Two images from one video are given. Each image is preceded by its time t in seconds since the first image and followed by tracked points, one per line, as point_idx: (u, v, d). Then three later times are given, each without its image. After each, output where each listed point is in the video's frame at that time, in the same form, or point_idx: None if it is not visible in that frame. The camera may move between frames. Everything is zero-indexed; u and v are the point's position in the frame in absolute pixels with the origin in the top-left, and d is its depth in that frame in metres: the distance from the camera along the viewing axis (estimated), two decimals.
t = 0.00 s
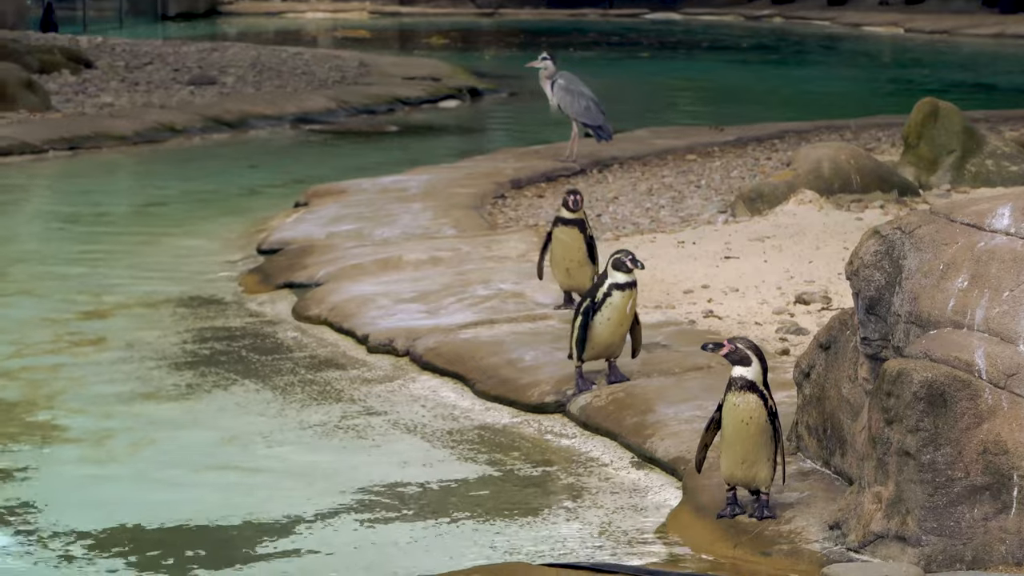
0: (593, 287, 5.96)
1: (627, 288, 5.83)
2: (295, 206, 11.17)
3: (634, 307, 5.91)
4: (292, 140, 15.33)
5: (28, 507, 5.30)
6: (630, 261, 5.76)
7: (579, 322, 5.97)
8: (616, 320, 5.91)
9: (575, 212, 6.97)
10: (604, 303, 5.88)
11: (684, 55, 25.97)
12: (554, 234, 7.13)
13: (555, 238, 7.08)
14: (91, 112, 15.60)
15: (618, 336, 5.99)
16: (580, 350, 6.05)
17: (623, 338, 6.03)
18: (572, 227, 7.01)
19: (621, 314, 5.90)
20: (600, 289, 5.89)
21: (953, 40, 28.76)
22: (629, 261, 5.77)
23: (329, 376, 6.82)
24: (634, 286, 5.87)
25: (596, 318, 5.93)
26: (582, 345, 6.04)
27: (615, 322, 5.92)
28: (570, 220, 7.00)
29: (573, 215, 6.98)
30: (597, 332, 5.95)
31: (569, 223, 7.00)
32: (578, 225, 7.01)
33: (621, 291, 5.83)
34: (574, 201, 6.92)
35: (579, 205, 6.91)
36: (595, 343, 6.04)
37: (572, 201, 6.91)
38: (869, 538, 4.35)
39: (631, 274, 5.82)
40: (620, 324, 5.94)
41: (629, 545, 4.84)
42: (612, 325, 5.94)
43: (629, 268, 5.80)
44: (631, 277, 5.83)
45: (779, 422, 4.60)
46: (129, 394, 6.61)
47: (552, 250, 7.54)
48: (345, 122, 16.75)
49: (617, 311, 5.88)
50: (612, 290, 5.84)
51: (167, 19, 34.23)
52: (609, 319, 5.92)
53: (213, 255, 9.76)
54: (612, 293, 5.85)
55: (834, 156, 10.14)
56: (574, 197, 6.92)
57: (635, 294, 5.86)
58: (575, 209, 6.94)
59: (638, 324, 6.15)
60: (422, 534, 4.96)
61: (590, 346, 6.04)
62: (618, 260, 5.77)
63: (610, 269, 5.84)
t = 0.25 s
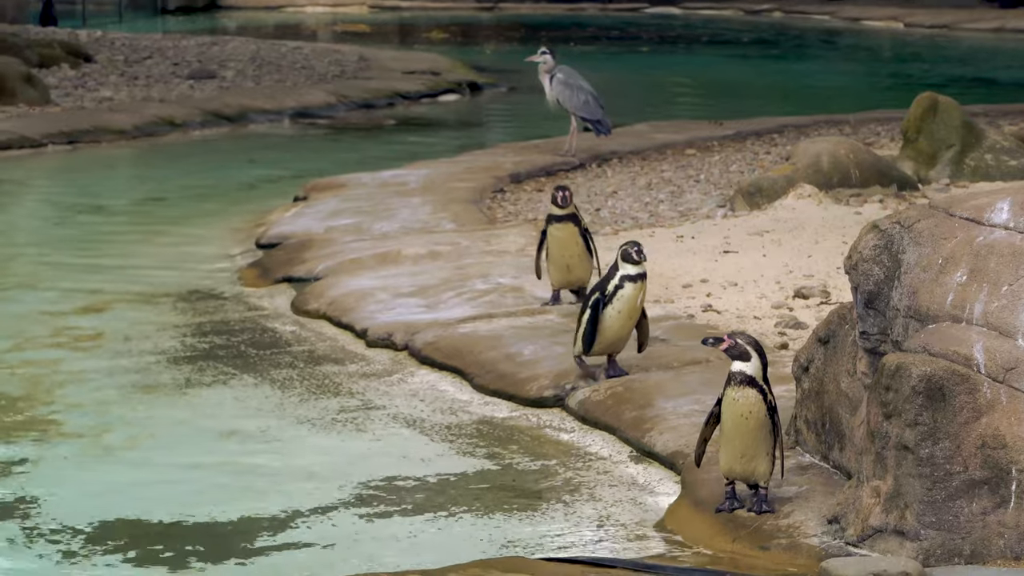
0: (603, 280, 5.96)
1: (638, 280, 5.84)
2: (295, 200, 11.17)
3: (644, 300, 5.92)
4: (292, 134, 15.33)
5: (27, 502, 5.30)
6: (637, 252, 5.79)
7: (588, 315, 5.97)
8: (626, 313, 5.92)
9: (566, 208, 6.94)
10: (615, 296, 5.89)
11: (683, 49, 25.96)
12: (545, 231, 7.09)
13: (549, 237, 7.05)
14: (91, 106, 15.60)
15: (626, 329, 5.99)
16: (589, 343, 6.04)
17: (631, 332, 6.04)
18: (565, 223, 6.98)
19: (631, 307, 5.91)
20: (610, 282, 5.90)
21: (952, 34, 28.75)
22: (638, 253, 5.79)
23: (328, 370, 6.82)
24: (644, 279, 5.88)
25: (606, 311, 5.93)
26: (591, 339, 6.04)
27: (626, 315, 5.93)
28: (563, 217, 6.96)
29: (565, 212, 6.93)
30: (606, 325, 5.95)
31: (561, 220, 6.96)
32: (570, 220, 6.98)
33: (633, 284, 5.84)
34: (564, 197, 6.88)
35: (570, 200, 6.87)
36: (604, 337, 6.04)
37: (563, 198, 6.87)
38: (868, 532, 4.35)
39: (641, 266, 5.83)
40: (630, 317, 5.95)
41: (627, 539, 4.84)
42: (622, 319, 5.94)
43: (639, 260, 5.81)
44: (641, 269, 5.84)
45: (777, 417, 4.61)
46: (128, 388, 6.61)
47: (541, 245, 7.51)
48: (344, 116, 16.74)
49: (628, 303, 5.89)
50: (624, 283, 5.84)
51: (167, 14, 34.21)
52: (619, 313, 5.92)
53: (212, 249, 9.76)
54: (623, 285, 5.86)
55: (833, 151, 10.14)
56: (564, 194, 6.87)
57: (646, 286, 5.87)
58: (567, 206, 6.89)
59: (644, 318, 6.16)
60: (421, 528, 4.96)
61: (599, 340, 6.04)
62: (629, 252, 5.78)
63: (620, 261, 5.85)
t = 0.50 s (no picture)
0: (596, 279, 5.95)
1: (631, 273, 5.82)
2: (288, 196, 11.16)
3: (641, 290, 5.91)
4: (285, 130, 15.31)
5: (19, 497, 5.29)
6: (621, 245, 5.74)
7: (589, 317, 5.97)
8: (626, 307, 5.91)
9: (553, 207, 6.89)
10: (612, 293, 5.87)
11: (677, 46, 25.95)
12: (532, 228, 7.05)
13: (533, 232, 7.00)
14: (84, 102, 15.56)
15: (629, 322, 5.98)
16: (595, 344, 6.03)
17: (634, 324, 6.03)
18: (552, 221, 6.93)
19: (629, 300, 5.90)
20: (604, 280, 5.88)
21: (946, 31, 28.79)
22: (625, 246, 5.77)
23: (321, 366, 6.82)
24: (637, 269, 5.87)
25: (606, 309, 5.92)
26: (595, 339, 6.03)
27: (626, 310, 5.91)
28: (549, 215, 6.92)
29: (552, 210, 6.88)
30: (609, 324, 5.93)
31: (548, 218, 6.92)
32: (557, 219, 6.93)
33: (627, 278, 5.83)
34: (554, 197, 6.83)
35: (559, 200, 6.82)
36: (607, 335, 6.02)
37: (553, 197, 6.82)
38: (861, 529, 4.36)
39: (630, 258, 5.81)
40: (631, 310, 5.94)
41: (621, 535, 4.83)
42: (623, 314, 5.93)
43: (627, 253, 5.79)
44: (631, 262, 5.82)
45: (771, 413, 4.60)
46: (121, 384, 6.59)
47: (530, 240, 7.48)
48: (338, 112, 16.72)
49: (625, 297, 5.88)
50: (617, 278, 5.83)
51: (161, 10, 34.15)
52: (619, 308, 5.91)
53: (206, 245, 9.74)
54: (618, 280, 5.84)
55: (827, 147, 10.12)
56: (555, 192, 6.83)
57: (639, 278, 5.86)
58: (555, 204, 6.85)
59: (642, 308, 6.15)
60: (415, 524, 4.95)
61: (604, 339, 6.02)
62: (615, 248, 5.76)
63: (608, 258, 5.83)
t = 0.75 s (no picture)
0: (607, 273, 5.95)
1: (637, 272, 5.80)
2: (283, 193, 11.15)
3: (647, 292, 5.87)
4: (280, 127, 15.29)
5: (14, 494, 5.28)
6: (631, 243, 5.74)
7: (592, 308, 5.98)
8: (628, 305, 5.89)
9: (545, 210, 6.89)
10: (616, 288, 5.86)
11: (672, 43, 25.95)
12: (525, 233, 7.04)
13: (527, 237, 7.00)
14: (79, 98, 15.53)
15: (631, 322, 5.96)
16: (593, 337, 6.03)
17: (639, 326, 5.99)
18: (544, 223, 6.93)
19: (633, 299, 5.88)
20: (612, 275, 5.88)
21: (940, 29, 28.80)
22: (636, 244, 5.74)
23: (315, 363, 6.81)
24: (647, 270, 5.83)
25: (609, 304, 5.92)
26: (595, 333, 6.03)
27: (628, 308, 5.90)
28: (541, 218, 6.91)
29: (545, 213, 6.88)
30: (608, 319, 5.94)
31: (540, 220, 6.92)
32: (549, 221, 6.93)
33: (632, 276, 5.81)
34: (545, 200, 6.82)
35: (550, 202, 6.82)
36: (608, 331, 6.01)
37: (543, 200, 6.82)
38: (855, 527, 4.36)
39: (640, 257, 5.79)
40: (634, 309, 5.91)
41: (615, 533, 4.83)
42: (624, 312, 5.92)
43: (634, 251, 5.77)
44: (641, 262, 5.80)
45: (766, 413, 4.61)
46: (116, 381, 6.58)
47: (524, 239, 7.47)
48: (333, 109, 16.71)
49: (628, 296, 5.87)
50: (623, 274, 5.82)
51: (155, 7, 34.10)
52: (621, 305, 5.90)
53: (200, 242, 9.73)
54: (623, 277, 5.83)
55: (821, 145, 10.11)
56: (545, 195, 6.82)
57: (648, 279, 5.83)
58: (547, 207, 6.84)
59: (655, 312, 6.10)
60: (408, 521, 4.94)
61: (603, 334, 6.02)
62: (625, 244, 5.74)
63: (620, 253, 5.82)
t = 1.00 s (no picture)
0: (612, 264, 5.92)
1: (638, 260, 5.76)
2: (278, 186, 11.14)
3: (650, 282, 5.83)
4: (275, 120, 15.28)
5: (9, 486, 5.28)
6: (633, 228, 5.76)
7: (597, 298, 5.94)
8: (632, 295, 5.85)
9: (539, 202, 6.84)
10: (618, 278, 5.83)
11: (668, 37, 25.94)
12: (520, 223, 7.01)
13: (521, 227, 6.97)
14: (74, 92, 15.52)
15: (636, 313, 5.91)
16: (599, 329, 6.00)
17: (643, 316, 5.95)
18: (538, 216, 6.89)
19: (636, 289, 5.83)
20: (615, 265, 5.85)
21: (936, 23, 28.80)
22: (630, 228, 5.77)
23: (310, 356, 6.81)
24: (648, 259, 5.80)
25: (613, 294, 5.88)
26: (600, 324, 5.99)
27: (631, 298, 5.86)
28: (535, 210, 6.87)
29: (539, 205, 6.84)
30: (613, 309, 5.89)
31: (534, 213, 6.87)
32: (543, 214, 6.89)
33: (634, 265, 5.77)
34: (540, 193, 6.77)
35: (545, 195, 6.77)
36: (613, 322, 5.97)
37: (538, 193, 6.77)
38: (849, 520, 4.36)
39: (642, 245, 5.76)
40: (638, 299, 5.87)
41: (610, 525, 4.83)
42: (629, 302, 5.87)
43: (632, 237, 5.76)
44: (643, 250, 5.77)
45: (763, 408, 4.62)
46: (111, 373, 6.58)
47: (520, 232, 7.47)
48: (328, 103, 16.70)
49: (633, 286, 5.82)
50: (624, 264, 5.78)
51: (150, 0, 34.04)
52: (626, 295, 5.86)
53: (195, 235, 9.72)
54: (626, 266, 5.79)
55: (816, 139, 10.12)
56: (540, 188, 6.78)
57: (649, 268, 5.79)
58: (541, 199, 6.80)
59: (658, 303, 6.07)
60: (402, 514, 4.94)
61: (609, 325, 5.98)
62: (621, 229, 5.77)
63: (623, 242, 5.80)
